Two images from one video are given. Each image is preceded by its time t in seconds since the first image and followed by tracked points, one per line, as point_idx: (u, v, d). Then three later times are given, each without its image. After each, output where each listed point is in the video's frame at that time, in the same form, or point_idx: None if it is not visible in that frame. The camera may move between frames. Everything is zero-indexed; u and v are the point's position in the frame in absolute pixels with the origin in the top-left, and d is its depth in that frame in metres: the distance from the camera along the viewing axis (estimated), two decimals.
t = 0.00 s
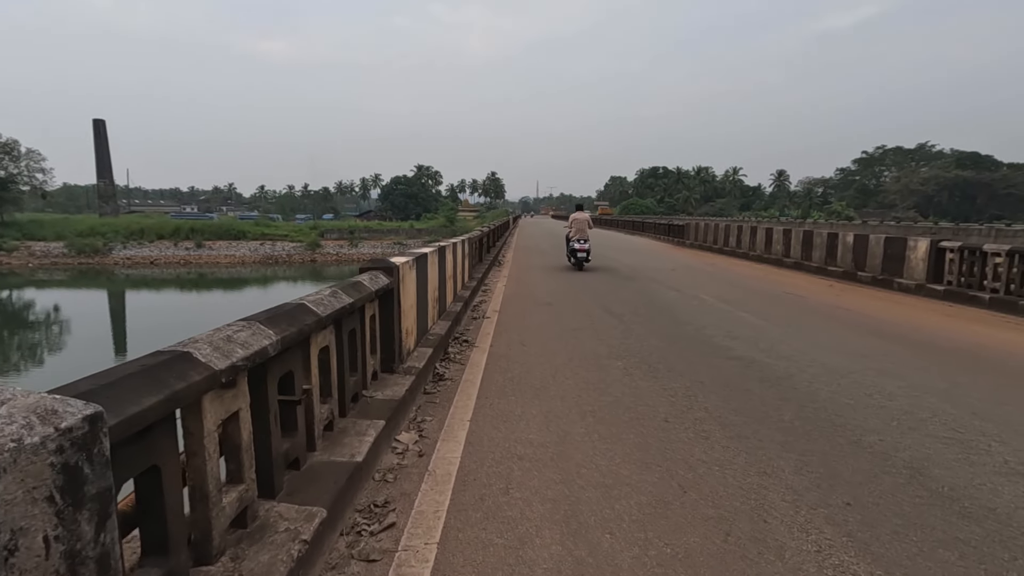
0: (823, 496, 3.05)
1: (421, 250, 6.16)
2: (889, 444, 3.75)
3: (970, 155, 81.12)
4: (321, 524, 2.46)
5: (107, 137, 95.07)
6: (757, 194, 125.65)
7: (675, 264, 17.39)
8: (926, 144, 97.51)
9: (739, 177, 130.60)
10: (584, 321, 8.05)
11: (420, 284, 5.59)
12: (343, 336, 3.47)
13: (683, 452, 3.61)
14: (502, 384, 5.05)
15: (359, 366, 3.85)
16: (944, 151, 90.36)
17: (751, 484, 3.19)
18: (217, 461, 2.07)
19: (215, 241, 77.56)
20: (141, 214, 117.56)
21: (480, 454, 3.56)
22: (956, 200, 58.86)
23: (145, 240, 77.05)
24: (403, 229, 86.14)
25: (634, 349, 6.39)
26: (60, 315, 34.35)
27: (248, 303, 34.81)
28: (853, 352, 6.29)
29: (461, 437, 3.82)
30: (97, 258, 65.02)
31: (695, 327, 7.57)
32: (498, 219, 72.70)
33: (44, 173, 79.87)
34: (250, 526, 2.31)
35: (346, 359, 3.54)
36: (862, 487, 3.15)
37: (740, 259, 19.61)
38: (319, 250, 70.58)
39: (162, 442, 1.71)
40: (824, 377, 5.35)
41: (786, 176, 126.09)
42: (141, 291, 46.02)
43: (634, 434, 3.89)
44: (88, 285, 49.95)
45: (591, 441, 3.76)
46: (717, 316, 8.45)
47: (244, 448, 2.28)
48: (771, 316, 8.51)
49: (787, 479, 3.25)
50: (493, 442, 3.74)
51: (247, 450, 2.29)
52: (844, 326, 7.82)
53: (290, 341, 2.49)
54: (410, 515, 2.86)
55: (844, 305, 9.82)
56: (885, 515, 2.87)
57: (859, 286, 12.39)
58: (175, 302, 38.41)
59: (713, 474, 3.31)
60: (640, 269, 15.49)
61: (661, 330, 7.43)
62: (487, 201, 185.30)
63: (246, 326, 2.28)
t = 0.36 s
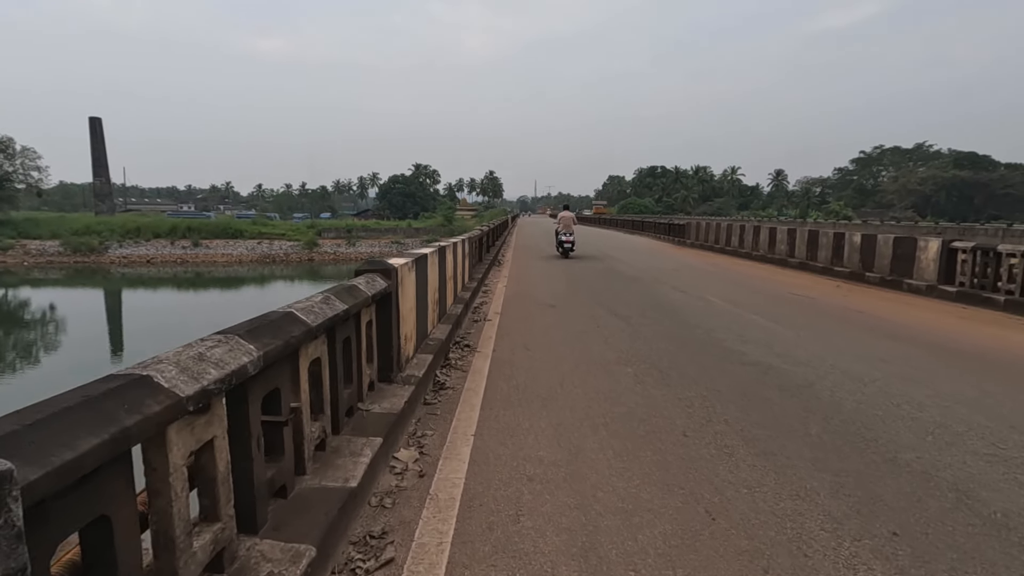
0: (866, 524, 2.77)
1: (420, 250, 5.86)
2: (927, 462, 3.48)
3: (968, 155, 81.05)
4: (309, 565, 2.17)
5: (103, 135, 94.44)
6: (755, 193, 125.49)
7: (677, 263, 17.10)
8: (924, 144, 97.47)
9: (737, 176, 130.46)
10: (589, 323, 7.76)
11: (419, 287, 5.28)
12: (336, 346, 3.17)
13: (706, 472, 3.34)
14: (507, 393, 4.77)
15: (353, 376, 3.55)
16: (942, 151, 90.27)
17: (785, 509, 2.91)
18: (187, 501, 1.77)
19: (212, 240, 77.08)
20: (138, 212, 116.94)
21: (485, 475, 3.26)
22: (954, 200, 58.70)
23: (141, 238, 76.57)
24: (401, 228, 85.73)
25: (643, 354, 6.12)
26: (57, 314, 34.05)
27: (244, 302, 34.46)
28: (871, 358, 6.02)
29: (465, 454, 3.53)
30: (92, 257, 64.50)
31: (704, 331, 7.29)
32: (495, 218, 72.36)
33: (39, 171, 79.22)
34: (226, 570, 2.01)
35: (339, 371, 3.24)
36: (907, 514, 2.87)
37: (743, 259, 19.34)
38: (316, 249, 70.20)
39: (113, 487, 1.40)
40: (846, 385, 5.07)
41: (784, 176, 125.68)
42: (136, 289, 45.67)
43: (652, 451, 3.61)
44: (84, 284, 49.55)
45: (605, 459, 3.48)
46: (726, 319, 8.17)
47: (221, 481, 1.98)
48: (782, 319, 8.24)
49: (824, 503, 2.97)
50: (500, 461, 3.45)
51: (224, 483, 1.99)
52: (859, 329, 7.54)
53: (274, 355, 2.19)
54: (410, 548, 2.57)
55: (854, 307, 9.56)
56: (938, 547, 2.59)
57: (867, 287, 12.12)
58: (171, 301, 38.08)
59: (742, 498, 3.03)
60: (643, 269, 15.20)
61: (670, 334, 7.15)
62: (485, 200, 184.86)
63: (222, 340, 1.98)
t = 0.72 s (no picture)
0: (902, 559, 2.55)
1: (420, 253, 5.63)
2: (958, 483, 3.26)
3: (970, 152, 80.65)
4: None
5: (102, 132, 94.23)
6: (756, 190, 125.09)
7: (680, 263, 16.86)
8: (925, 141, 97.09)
9: (737, 173, 130.16)
10: (593, 327, 7.54)
11: (418, 293, 5.06)
12: (327, 363, 2.94)
13: (724, 495, 3.12)
14: (510, 404, 4.55)
15: (347, 392, 3.33)
16: (943, 148, 89.87)
17: (812, 540, 2.69)
18: (148, 556, 1.55)
19: (211, 237, 76.86)
20: (138, 208, 116.75)
21: (486, 501, 3.03)
22: (955, 197, 58.34)
23: (141, 235, 76.42)
24: (401, 225, 85.44)
25: (649, 360, 5.91)
26: (56, 311, 33.96)
27: (244, 298, 34.31)
28: (887, 365, 5.81)
29: (466, 475, 3.31)
30: (92, 254, 64.33)
31: (712, 335, 7.07)
32: (495, 215, 72.09)
33: (38, 167, 78.90)
34: None
35: (330, 388, 3.01)
36: (943, 546, 2.65)
37: (747, 257, 19.09)
38: (316, 245, 70.00)
39: (49, 558, 1.19)
40: (864, 395, 4.85)
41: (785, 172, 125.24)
42: (136, 286, 45.53)
43: (664, 471, 3.39)
44: (83, 280, 49.45)
45: (615, 480, 3.27)
46: (735, 323, 7.94)
47: (190, 527, 1.76)
48: (792, 323, 8.01)
49: (853, 533, 2.75)
50: (503, 483, 3.22)
51: (195, 530, 1.76)
52: (871, 334, 7.31)
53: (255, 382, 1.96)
54: None
55: (864, 309, 9.33)
56: None
57: (875, 288, 11.90)
58: (171, 298, 37.93)
59: (764, 526, 2.81)
60: (646, 269, 14.98)
61: (677, 338, 6.93)
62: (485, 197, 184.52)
63: (191, 369, 1.75)
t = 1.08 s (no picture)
0: None
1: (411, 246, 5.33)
2: (994, 495, 2.98)
3: (974, 146, 80.07)
4: None
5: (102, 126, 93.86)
6: (758, 185, 124.49)
7: (683, 257, 16.54)
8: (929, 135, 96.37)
9: (739, 167, 129.42)
10: (594, 323, 7.24)
11: (408, 288, 4.76)
12: (301, 364, 2.67)
13: (738, 508, 2.84)
14: (505, 406, 4.27)
15: (324, 395, 3.04)
16: (947, 143, 89.16)
17: (838, 563, 2.41)
18: None
19: (211, 231, 76.55)
20: (138, 203, 116.46)
21: (475, 517, 2.75)
22: (959, 191, 57.79)
23: (141, 229, 76.15)
24: (401, 219, 84.99)
25: (653, 358, 5.62)
26: (55, 305, 33.76)
27: (243, 293, 34.06)
28: (903, 363, 5.52)
29: (455, 486, 3.03)
30: (92, 248, 64.08)
31: (719, 332, 6.79)
32: (495, 209, 71.73)
33: (37, 161, 78.58)
34: None
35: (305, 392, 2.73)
36: (985, 570, 2.37)
37: (750, 252, 18.75)
38: (316, 240, 69.69)
39: None
40: (882, 396, 4.56)
41: (787, 167, 124.59)
42: (135, 280, 45.32)
43: (672, 482, 3.10)
44: (82, 274, 49.25)
45: (617, 491, 2.99)
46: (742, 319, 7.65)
47: (116, 564, 1.48)
48: (801, 320, 7.71)
49: (883, 554, 2.47)
50: (495, 495, 2.94)
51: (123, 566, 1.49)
52: (884, 330, 7.03)
53: (200, 392, 1.67)
54: None
55: (874, 305, 9.03)
56: None
57: (884, 283, 11.59)
58: (169, 292, 37.68)
59: (784, 545, 2.53)
60: (648, 264, 14.67)
61: (682, 335, 6.64)
62: (486, 192, 183.95)
63: (116, 377, 1.47)
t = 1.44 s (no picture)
0: None
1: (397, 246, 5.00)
2: None
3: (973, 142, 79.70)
4: None
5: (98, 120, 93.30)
6: (757, 180, 124.01)
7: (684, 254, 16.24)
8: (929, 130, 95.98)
9: (739, 163, 129.00)
10: (592, 325, 6.94)
11: (393, 290, 4.45)
12: (258, 383, 2.36)
13: (751, 543, 2.54)
14: (496, 418, 3.96)
15: (291, 415, 2.74)
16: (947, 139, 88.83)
17: None
18: None
19: (208, 227, 76.11)
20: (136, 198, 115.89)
21: (456, 555, 2.45)
22: (958, 187, 57.51)
23: (137, 224, 75.75)
24: (399, 215, 84.58)
25: (654, 364, 5.32)
26: (52, 300, 33.44)
27: (239, 289, 33.76)
28: (918, 370, 5.23)
29: (436, 517, 2.73)
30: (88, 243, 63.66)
31: (722, 334, 6.50)
32: (493, 202, 71.53)
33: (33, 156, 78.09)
34: None
35: (264, 415, 2.42)
36: None
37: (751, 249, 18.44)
38: (313, 235, 69.32)
39: None
40: (899, 407, 4.27)
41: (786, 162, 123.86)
42: (131, 276, 44.96)
43: (678, 510, 2.80)
44: (79, 270, 48.92)
45: (617, 522, 2.69)
46: (745, 320, 7.36)
47: None
48: (807, 321, 7.41)
49: None
50: (481, 528, 2.64)
51: None
52: (894, 333, 6.73)
53: (103, 436, 1.37)
54: None
55: (881, 305, 8.73)
56: None
57: (889, 281, 11.30)
58: (164, 288, 37.34)
59: None
60: (648, 261, 14.37)
61: (683, 338, 6.34)
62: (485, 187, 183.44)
63: None
